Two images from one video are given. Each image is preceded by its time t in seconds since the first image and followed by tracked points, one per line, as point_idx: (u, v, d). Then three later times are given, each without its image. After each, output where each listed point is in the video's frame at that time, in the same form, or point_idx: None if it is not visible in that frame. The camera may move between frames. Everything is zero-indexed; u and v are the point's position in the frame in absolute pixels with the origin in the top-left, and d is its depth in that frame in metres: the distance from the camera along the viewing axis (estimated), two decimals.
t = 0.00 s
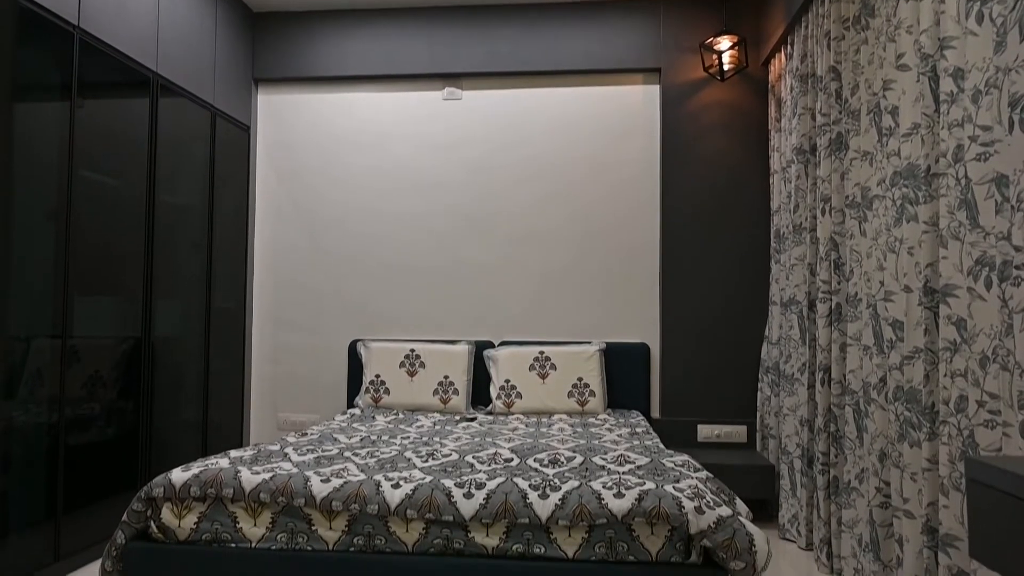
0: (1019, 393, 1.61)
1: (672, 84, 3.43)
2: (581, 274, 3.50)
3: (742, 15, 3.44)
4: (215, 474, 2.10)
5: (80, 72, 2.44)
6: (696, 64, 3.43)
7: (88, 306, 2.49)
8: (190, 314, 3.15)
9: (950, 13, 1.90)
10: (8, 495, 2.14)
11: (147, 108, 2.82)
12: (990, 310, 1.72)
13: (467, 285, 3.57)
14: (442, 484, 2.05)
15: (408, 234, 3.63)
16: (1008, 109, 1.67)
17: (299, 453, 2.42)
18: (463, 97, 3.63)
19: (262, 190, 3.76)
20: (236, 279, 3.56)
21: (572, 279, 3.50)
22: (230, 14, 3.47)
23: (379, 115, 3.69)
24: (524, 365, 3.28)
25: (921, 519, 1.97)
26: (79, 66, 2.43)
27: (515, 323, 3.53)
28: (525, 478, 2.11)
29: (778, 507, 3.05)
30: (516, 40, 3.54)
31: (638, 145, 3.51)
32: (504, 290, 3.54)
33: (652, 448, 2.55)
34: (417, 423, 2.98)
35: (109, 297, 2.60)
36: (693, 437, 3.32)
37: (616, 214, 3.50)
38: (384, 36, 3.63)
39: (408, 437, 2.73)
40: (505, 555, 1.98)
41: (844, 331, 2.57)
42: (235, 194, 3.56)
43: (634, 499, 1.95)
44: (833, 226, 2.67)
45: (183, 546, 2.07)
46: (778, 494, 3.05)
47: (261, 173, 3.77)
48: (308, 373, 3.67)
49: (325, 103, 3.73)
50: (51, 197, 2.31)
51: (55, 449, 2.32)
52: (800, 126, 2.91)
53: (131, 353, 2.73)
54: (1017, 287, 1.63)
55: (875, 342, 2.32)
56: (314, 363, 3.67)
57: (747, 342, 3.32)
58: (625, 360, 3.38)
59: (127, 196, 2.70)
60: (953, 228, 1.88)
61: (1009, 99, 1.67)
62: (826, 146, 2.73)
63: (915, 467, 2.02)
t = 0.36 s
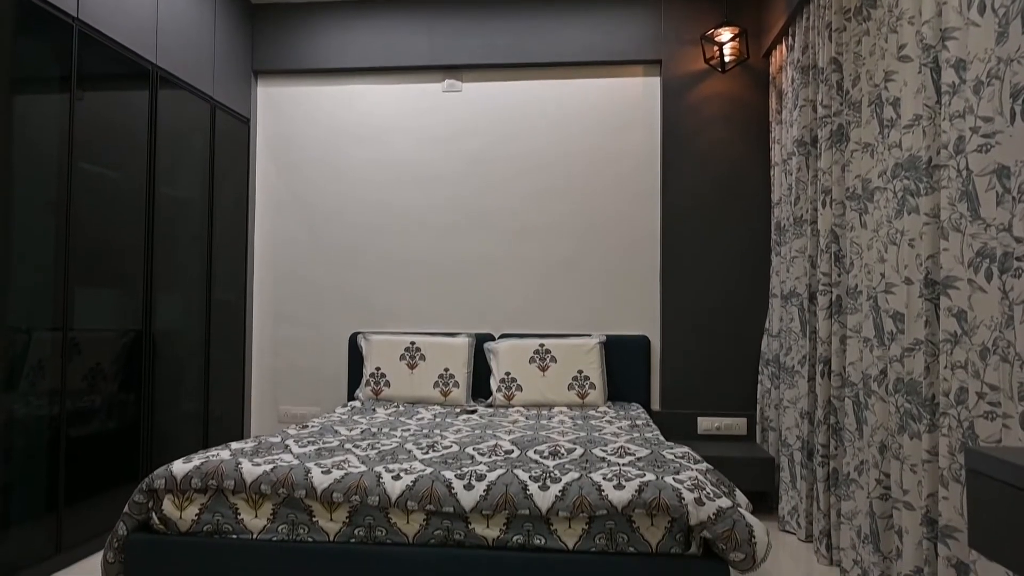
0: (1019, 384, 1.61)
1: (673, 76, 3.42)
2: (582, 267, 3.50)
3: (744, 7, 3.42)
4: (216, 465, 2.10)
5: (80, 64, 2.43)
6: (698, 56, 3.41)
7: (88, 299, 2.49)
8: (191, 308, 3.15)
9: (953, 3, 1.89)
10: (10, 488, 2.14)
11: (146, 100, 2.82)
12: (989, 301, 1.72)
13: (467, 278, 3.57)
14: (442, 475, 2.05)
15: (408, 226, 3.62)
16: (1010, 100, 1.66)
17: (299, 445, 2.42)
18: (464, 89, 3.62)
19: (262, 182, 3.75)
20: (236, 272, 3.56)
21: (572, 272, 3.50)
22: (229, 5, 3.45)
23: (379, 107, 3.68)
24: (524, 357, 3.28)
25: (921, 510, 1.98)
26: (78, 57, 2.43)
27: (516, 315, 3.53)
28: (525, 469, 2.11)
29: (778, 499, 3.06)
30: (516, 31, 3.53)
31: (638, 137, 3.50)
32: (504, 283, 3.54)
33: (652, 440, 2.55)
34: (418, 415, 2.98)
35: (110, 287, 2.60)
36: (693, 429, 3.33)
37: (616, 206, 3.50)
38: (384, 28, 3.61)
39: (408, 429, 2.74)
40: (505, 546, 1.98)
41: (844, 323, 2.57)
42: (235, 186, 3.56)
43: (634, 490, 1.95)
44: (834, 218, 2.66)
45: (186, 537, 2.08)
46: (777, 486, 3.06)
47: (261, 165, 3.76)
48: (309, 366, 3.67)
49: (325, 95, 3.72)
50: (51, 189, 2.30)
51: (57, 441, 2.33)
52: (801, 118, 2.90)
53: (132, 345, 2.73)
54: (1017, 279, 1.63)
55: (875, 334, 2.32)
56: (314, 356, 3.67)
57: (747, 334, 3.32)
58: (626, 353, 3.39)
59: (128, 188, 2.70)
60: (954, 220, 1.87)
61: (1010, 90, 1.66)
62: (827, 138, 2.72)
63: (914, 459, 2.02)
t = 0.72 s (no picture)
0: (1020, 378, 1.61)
1: (674, 69, 3.41)
2: (582, 261, 3.50)
3: None
4: (217, 458, 2.10)
5: (79, 57, 2.43)
6: (699, 49, 3.40)
7: (88, 293, 2.49)
8: (191, 302, 3.15)
9: None
10: (13, 481, 2.15)
11: (146, 94, 2.81)
12: (990, 294, 1.72)
13: (467, 272, 3.57)
14: (442, 468, 2.05)
15: (409, 221, 3.62)
16: (1013, 92, 1.66)
17: (300, 438, 2.42)
18: (464, 83, 3.62)
19: (263, 176, 3.75)
20: (237, 266, 3.56)
21: (573, 266, 3.50)
22: None
23: (379, 101, 3.67)
24: (524, 351, 3.28)
25: (921, 503, 1.98)
26: (78, 51, 2.42)
27: (516, 309, 3.53)
28: (525, 462, 2.11)
29: (778, 493, 3.07)
30: (517, 25, 3.52)
31: (639, 131, 3.50)
32: (504, 277, 3.54)
33: (652, 433, 2.56)
34: (418, 409, 2.98)
35: (110, 281, 2.60)
36: (693, 423, 3.33)
37: (616, 200, 3.49)
38: (384, 21, 3.60)
39: (408, 422, 2.74)
40: (505, 539, 1.99)
41: (844, 317, 2.57)
42: (235, 181, 3.55)
43: (634, 483, 1.95)
44: (835, 212, 2.66)
45: (187, 529, 2.08)
46: (777, 480, 3.06)
47: (261, 159, 3.76)
48: (309, 360, 3.68)
49: (325, 89, 3.72)
50: (51, 182, 2.30)
51: (59, 434, 2.34)
52: (803, 111, 2.89)
53: (133, 339, 2.73)
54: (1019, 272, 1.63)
55: (875, 327, 2.32)
56: (314, 350, 3.68)
57: (747, 329, 3.32)
58: (626, 347, 3.39)
59: (128, 183, 2.69)
60: (955, 214, 1.87)
61: (1014, 82, 1.65)
62: (828, 132, 2.71)
63: (914, 453, 2.02)
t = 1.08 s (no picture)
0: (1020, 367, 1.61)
1: (675, 60, 3.40)
2: (582, 252, 3.50)
3: None
4: (219, 448, 2.10)
5: (77, 47, 2.42)
6: (700, 40, 3.39)
7: (88, 284, 2.48)
8: (191, 293, 3.15)
9: None
10: (15, 473, 2.15)
11: (145, 85, 2.80)
12: (990, 283, 1.73)
13: (467, 263, 3.57)
14: (443, 458, 2.05)
15: (409, 212, 3.62)
16: (1016, 81, 1.65)
17: (301, 428, 2.43)
18: (465, 73, 3.60)
19: (262, 167, 3.74)
20: (236, 257, 3.55)
21: (573, 257, 3.50)
22: None
23: (379, 92, 3.66)
24: (524, 343, 3.28)
25: (920, 493, 1.99)
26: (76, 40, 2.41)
27: (516, 300, 3.54)
28: (526, 452, 2.12)
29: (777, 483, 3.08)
30: (517, 15, 3.50)
31: (639, 122, 3.49)
32: (504, 268, 3.54)
33: (651, 424, 2.56)
34: (419, 399, 2.99)
35: (110, 272, 2.59)
36: (693, 414, 3.34)
37: (616, 191, 3.49)
38: (384, 11, 3.58)
39: (409, 413, 2.74)
40: (506, 528, 2.00)
41: (844, 308, 2.57)
42: (235, 172, 3.54)
43: (634, 473, 1.96)
44: (835, 203, 2.66)
45: (189, 519, 2.08)
46: (777, 470, 3.07)
47: (261, 150, 3.75)
48: (309, 351, 3.68)
49: (324, 79, 3.70)
50: (50, 173, 2.29)
51: (60, 425, 2.34)
52: (804, 102, 2.88)
53: (133, 330, 2.73)
54: (1020, 262, 1.63)
55: (875, 318, 2.32)
56: (314, 341, 3.68)
57: (747, 319, 3.33)
58: (626, 338, 3.39)
59: (127, 174, 2.69)
60: (956, 203, 1.86)
61: (1017, 72, 1.65)
62: (829, 123, 2.71)
63: (913, 442, 2.03)
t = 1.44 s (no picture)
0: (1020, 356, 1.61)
1: (676, 50, 3.39)
2: (583, 243, 3.49)
3: None
4: (220, 438, 2.11)
5: (76, 36, 2.41)
6: (702, 29, 3.37)
7: (88, 275, 2.48)
8: (191, 285, 3.14)
9: None
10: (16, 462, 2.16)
11: (144, 75, 2.79)
12: (991, 272, 1.73)
13: (467, 254, 3.57)
14: (444, 447, 2.06)
15: (409, 203, 3.61)
16: (1019, 69, 1.65)
17: (302, 418, 2.43)
18: (465, 63, 3.59)
19: (263, 158, 3.74)
20: (236, 248, 3.55)
21: (573, 248, 3.50)
22: None
23: (379, 82, 3.64)
24: (525, 333, 3.28)
25: (919, 482, 1.99)
26: (74, 30, 2.40)
27: (516, 291, 3.54)
28: (526, 441, 2.12)
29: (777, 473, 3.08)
30: (518, 4, 3.48)
31: (640, 112, 3.48)
32: (505, 260, 3.54)
33: (652, 413, 2.57)
34: (419, 390, 2.99)
35: (110, 264, 2.59)
36: (693, 404, 3.34)
37: (617, 182, 3.48)
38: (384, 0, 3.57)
39: (410, 403, 2.75)
40: (506, 517, 2.01)
41: (845, 297, 2.57)
42: (235, 163, 3.54)
43: (634, 462, 1.96)
44: (836, 192, 2.65)
45: (191, 508, 2.09)
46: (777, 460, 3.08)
47: (261, 141, 3.75)
48: (310, 342, 3.69)
49: (324, 70, 3.69)
50: (49, 164, 2.29)
51: (61, 415, 2.35)
52: (806, 91, 2.87)
53: (133, 322, 2.73)
54: (1021, 251, 1.62)
55: (876, 307, 2.32)
56: (315, 332, 3.68)
57: (747, 310, 3.33)
58: (627, 329, 3.39)
59: (127, 164, 2.68)
60: (958, 192, 1.86)
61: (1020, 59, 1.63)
62: (831, 112, 2.70)
63: (913, 432, 2.03)
